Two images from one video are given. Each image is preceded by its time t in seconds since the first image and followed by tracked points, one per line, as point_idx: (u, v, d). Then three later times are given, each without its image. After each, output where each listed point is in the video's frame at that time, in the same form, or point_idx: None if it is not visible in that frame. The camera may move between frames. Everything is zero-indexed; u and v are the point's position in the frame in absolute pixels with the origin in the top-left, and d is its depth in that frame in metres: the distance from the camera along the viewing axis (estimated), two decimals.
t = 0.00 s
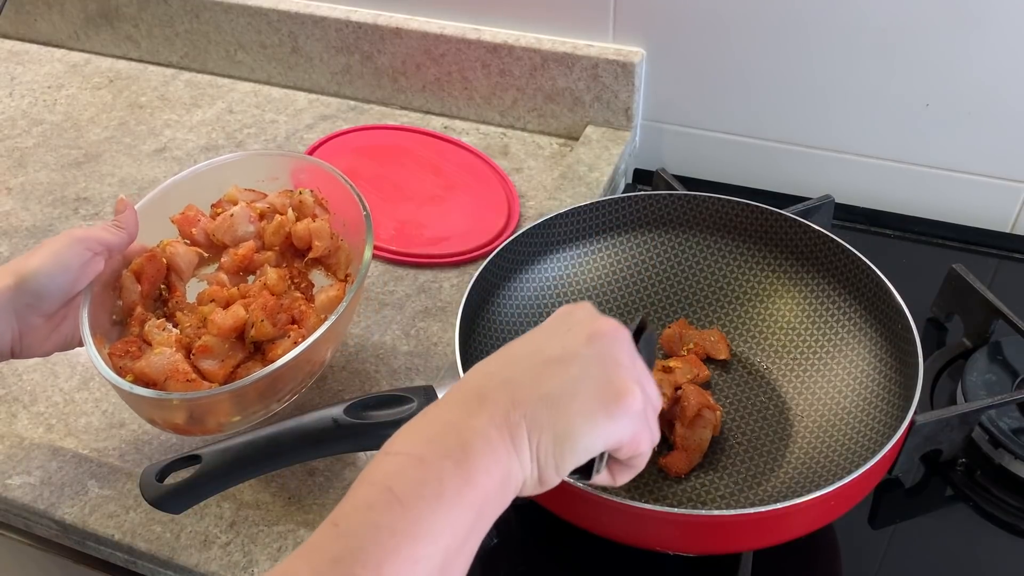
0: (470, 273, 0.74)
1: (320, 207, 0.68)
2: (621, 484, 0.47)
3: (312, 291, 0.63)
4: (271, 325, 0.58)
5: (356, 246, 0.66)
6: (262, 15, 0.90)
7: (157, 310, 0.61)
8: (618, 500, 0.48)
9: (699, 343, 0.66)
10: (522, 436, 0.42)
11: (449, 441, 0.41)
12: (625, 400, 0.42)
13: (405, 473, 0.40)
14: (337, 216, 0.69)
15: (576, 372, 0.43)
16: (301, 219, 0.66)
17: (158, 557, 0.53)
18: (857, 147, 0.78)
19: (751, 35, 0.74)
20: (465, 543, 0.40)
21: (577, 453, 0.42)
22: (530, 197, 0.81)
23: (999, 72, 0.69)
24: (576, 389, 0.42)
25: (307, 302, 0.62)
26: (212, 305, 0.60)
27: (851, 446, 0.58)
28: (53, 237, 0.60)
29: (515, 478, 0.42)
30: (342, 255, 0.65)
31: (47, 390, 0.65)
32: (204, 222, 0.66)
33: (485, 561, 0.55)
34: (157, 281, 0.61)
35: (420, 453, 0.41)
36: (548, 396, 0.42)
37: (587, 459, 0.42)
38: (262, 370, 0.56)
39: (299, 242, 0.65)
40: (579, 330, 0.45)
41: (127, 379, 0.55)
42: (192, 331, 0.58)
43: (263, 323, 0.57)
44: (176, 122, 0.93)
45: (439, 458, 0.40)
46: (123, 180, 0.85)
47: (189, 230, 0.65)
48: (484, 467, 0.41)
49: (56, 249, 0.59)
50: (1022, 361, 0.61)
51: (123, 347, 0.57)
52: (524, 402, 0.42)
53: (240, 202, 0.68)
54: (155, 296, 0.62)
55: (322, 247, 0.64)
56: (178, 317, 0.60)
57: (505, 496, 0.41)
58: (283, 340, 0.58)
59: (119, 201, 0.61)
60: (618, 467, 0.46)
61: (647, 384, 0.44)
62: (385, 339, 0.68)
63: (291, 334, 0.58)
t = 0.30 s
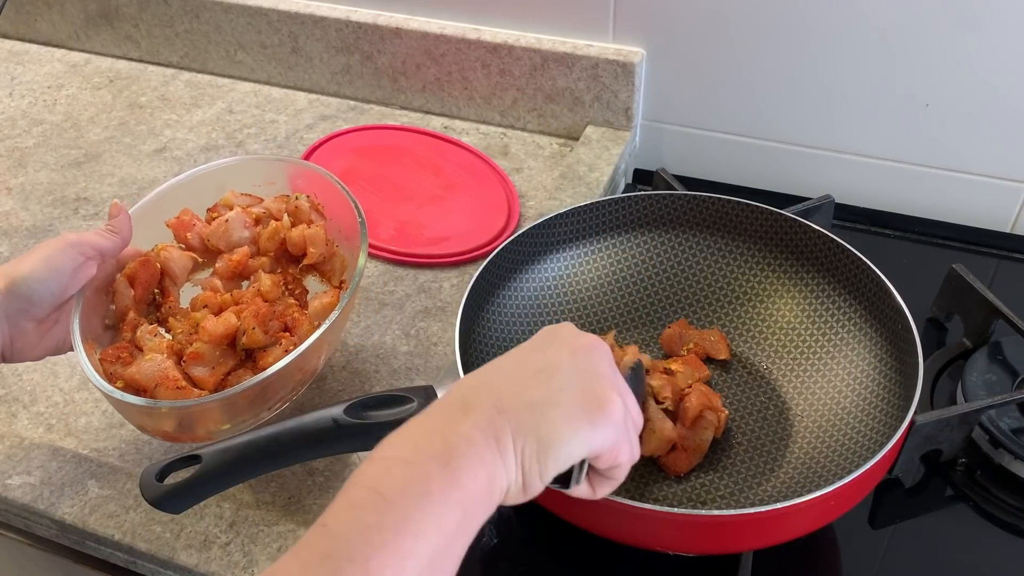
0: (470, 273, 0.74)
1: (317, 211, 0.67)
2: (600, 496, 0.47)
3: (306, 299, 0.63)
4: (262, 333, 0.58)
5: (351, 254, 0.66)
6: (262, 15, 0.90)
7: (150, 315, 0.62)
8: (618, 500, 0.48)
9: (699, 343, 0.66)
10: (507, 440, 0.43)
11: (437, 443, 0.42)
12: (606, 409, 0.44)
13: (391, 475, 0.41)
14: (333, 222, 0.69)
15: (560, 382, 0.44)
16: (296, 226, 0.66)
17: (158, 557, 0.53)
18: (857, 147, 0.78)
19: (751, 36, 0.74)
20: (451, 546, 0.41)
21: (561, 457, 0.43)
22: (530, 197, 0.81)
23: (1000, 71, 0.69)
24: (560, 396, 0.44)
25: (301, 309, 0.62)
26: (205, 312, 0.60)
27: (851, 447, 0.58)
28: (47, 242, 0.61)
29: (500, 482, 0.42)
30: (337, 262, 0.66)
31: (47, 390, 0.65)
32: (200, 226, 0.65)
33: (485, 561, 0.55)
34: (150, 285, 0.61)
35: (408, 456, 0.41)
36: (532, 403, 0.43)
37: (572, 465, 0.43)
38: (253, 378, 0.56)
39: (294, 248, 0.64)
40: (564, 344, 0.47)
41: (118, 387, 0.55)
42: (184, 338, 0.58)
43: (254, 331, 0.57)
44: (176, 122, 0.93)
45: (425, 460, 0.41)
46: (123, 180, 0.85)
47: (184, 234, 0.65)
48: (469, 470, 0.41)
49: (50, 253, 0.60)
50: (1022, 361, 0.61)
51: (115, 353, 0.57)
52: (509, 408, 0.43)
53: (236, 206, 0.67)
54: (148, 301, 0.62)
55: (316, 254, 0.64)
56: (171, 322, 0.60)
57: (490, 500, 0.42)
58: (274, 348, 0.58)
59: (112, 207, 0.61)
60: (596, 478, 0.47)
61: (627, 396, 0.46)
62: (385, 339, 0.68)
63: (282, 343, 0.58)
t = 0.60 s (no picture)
0: (470, 273, 0.74)
1: (307, 209, 0.68)
2: (620, 496, 0.47)
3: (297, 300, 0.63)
4: (251, 333, 0.58)
5: (342, 251, 0.66)
6: (262, 15, 0.90)
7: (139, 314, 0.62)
8: (619, 500, 0.48)
9: (700, 343, 0.66)
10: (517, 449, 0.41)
11: (442, 450, 0.41)
12: (627, 417, 0.41)
13: (392, 484, 0.40)
14: (323, 219, 0.69)
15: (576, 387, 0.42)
16: (286, 224, 0.66)
17: (158, 557, 0.53)
18: (858, 147, 0.78)
19: (750, 35, 0.74)
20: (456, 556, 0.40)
21: (574, 468, 0.41)
22: (530, 197, 0.81)
23: (1000, 71, 0.69)
24: (575, 404, 0.42)
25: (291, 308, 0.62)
26: (194, 311, 0.60)
27: (851, 447, 0.58)
28: (32, 242, 0.61)
29: (508, 491, 0.41)
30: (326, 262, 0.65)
31: (47, 390, 0.65)
32: (189, 225, 0.65)
33: (485, 561, 0.55)
34: (139, 284, 0.61)
35: (412, 464, 0.40)
36: (544, 411, 0.42)
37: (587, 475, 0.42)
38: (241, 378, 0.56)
39: (284, 246, 0.64)
40: (585, 338, 0.44)
41: (106, 387, 0.55)
42: (173, 338, 0.58)
43: (243, 330, 0.57)
44: (176, 122, 0.93)
45: (427, 471, 0.40)
46: (123, 180, 0.85)
47: (174, 233, 0.65)
48: (474, 481, 0.40)
49: (37, 251, 0.59)
50: (1022, 361, 0.61)
51: (103, 352, 0.57)
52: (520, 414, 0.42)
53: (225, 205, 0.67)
54: (136, 299, 0.62)
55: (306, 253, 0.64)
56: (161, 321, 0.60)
57: (496, 511, 0.41)
58: (263, 347, 0.58)
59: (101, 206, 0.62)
60: (617, 479, 0.46)
61: (651, 400, 0.44)
62: (385, 339, 0.68)
63: (271, 343, 0.58)
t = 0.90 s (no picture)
0: (470, 273, 0.74)
1: (299, 213, 0.67)
2: (603, 520, 0.46)
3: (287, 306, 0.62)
4: (238, 341, 0.58)
5: (334, 257, 0.65)
6: (262, 15, 0.90)
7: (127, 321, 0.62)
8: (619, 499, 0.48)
9: (699, 344, 0.66)
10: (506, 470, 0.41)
11: (432, 472, 0.40)
12: (615, 446, 0.41)
13: (382, 503, 0.39)
14: (316, 224, 0.68)
15: (567, 412, 0.42)
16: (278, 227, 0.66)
17: (158, 557, 0.53)
18: (857, 147, 0.78)
19: (750, 36, 0.74)
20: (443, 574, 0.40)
21: (561, 492, 0.41)
22: (530, 197, 0.81)
23: (999, 71, 0.69)
24: (565, 430, 0.41)
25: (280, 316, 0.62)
26: (182, 319, 0.60)
27: (851, 446, 0.58)
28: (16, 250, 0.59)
29: (497, 512, 0.41)
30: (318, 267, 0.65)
31: (47, 390, 0.65)
32: (180, 230, 0.66)
33: (485, 560, 0.55)
34: (128, 291, 0.61)
35: (402, 485, 0.40)
36: (534, 436, 0.41)
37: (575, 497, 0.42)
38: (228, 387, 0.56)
39: (275, 252, 0.64)
40: (577, 362, 0.44)
41: (92, 396, 0.55)
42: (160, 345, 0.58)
43: (230, 339, 0.57)
44: (176, 122, 0.94)
45: (417, 491, 0.40)
46: (123, 180, 0.85)
47: (164, 238, 0.65)
48: (463, 503, 0.40)
49: (23, 259, 0.58)
50: (1022, 361, 0.61)
51: (89, 360, 0.57)
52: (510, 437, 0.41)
53: (217, 210, 0.67)
54: (125, 307, 0.62)
55: (297, 258, 0.64)
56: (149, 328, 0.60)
57: (484, 530, 0.41)
58: (250, 356, 0.58)
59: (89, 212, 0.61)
60: (601, 504, 0.46)
61: (637, 429, 0.43)
62: (385, 339, 0.68)
63: (259, 351, 0.58)
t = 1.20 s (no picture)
0: (470, 273, 0.74)
1: (293, 218, 0.68)
2: (614, 516, 0.46)
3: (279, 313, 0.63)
4: (225, 353, 0.57)
5: (326, 263, 0.65)
6: (262, 15, 0.90)
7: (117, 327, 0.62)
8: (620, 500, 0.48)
9: (699, 343, 0.66)
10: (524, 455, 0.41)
11: (453, 454, 0.40)
12: (627, 435, 0.42)
13: (400, 485, 0.39)
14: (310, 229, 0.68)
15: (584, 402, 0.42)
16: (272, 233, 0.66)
17: (158, 557, 0.53)
18: (857, 146, 0.78)
19: (749, 35, 0.74)
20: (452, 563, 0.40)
21: (574, 479, 0.41)
22: (530, 197, 0.81)
23: (999, 71, 0.69)
24: (580, 418, 0.42)
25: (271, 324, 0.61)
26: (169, 327, 0.60)
27: (851, 447, 0.58)
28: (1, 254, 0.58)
29: (511, 499, 0.41)
30: (310, 273, 0.65)
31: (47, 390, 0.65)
32: (172, 234, 0.66)
33: (485, 560, 0.55)
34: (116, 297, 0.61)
35: (420, 467, 0.40)
36: (551, 422, 0.42)
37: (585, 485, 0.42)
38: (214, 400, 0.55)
39: (266, 257, 0.64)
40: (591, 359, 0.45)
41: (75, 407, 0.55)
42: (146, 354, 0.58)
43: (216, 351, 0.56)
44: (176, 122, 0.93)
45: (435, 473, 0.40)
46: (123, 180, 0.85)
47: (157, 242, 0.65)
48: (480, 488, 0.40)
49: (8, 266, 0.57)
50: (1022, 361, 0.61)
51: (74, 369, 0.57)
52: (528, 421, 0.42)
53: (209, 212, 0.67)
54: (113, 312, 0.61)
55: (289, 265, 0.63)
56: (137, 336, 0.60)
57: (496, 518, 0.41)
58: (237, 368, 0.57)
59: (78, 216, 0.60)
60: (613, 499, 0.46)
61: (648, 421, 0.44)
62: (385, 339, 0.68)
63: (245, 363, 0.57)
